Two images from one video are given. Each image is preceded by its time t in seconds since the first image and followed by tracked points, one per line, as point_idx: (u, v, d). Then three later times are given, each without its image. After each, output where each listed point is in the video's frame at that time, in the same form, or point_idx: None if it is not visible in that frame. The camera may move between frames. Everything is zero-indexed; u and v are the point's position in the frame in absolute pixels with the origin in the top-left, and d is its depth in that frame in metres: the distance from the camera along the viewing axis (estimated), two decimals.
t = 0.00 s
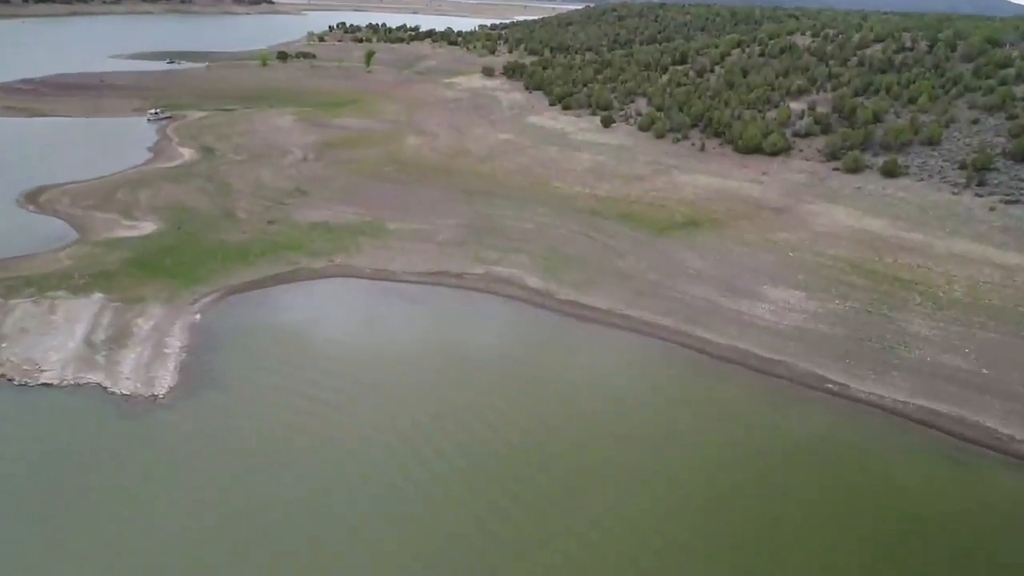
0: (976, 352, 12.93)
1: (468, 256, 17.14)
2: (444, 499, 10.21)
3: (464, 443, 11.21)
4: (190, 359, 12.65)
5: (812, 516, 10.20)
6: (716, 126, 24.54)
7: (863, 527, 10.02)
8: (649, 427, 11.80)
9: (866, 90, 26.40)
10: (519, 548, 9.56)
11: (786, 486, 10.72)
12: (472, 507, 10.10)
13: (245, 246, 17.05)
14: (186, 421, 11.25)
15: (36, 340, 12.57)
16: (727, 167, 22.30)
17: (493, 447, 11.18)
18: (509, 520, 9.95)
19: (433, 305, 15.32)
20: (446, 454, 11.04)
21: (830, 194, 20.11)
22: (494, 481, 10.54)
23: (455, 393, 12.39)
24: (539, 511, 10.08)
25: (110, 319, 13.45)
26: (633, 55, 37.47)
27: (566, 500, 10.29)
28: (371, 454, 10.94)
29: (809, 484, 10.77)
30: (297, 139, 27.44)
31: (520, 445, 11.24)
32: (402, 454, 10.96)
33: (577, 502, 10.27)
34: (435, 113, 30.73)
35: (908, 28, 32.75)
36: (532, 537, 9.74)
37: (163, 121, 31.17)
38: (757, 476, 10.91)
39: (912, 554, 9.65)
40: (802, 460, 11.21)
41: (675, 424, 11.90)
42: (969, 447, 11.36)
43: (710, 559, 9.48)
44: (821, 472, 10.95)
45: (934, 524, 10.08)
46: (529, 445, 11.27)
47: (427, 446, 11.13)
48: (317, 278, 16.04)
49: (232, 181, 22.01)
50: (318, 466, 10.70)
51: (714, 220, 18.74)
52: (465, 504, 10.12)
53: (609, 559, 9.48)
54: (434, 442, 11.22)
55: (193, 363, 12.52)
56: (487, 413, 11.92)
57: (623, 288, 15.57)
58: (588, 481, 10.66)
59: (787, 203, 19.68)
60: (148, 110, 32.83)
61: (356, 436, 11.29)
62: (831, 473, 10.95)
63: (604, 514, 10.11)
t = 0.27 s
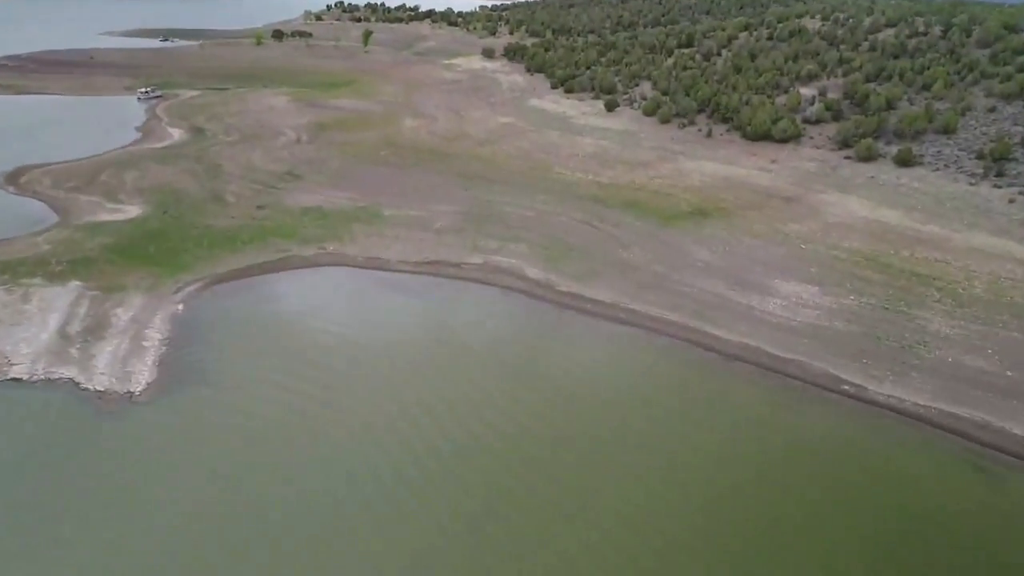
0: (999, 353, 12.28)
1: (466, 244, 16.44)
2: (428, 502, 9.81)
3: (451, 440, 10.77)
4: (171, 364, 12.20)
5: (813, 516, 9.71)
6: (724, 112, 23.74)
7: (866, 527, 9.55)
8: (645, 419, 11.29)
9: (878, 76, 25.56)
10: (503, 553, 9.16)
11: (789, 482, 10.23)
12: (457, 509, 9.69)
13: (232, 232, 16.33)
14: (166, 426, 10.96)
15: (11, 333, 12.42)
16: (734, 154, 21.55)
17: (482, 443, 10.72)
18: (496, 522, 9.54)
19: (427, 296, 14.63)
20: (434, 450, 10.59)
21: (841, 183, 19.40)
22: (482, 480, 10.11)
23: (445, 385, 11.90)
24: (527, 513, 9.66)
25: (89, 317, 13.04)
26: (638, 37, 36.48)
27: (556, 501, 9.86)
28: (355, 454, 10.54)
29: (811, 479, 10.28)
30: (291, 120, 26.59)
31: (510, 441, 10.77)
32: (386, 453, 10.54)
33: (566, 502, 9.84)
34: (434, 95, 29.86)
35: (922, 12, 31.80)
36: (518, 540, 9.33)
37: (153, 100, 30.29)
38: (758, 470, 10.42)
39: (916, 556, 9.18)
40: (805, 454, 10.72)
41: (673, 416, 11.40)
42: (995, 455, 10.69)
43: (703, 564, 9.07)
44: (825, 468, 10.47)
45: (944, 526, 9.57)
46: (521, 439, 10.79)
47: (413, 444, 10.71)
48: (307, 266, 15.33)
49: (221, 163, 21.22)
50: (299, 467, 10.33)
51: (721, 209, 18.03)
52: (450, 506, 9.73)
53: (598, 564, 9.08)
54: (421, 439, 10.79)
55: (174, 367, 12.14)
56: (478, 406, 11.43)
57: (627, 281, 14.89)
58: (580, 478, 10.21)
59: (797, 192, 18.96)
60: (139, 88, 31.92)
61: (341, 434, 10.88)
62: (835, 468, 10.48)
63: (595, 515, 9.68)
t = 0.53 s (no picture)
0: (1020, 357, 11.70)
1: (462, 235, 15.82)
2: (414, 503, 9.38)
3: (440, 438, 10.32)
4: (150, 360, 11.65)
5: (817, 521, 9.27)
6: (730, 100, 23.04)
7: (869, 533, 9.14)
8: (643, 416, 10.85)
9: (888, 65, 24.86)
10: (487, 557, 8.75)
11: (791, 484, 9.80)
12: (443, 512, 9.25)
13: (219, 221, 15.67)
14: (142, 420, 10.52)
15: None
16: (740, 144, 20.92)
17: (471, 442, 10.28)
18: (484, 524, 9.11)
19: (420, 290, 14.00)
20: (421, 449, 10.14)
21: (851, 175, 18.79)
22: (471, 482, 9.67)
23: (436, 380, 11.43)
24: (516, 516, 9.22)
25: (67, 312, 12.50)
26: (641, 22, 35.64)
27: (547, 502, 9.43)
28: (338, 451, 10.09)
29: (814, 481, 9.86)
30: (284, 104, 25.81)
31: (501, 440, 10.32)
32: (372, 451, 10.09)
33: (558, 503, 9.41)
34: (432, 80, 29.11)
35: None
36: (506, 544, 8.90)
37: (144, 82, 29.51)
38: (759, 471, 9.99)
39: (921, 565, 8.77)
40: (808, 455, 10.29)
41: (673, 413, 10.94)
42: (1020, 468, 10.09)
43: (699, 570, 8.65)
44: (827, 469, 10.05)
45: (952, 534, 9.14)
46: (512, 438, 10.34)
47: (400, 442, 10.26)
48: (296, 257, 14.69)
49: (211, 148, 20.51)
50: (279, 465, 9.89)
51: (728, 201, 17.40)
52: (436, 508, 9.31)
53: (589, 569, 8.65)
54: (409, 437, 10.33)
55: (153, 361, 11.63)
56: (469, 403, 10.97)
57: (630, 277, 14.28)
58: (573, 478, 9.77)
59: (805, 184, 18.35)
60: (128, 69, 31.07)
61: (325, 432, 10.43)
62: (838, 469, 10.06)
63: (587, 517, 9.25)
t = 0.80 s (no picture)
0: None
1: (459, 231, 15.26)
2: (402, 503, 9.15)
3: (433, 435, 10.04)
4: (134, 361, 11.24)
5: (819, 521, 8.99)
6: (735, 91, 22.42)
7: (872, 533, 8.87)
8: (644, 412, 10.52)
9: (898, 57, 24.24)
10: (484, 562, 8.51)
11: (794, 481, 9.49)
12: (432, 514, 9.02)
13: (208, 213, 15.09)
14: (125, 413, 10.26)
15: None
16: (746, 136, 20.35)
17: (465, 439, 9.99)
18: (473, 527, 8.88)
19: (417, 288, 13.45)
20: (412, 446, 9.85)
21: (860, 170, 18.25)
22: (463, 481, 9.42)
23: (431, 375, 11.10)
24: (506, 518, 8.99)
25: (45, 312, 12.04)
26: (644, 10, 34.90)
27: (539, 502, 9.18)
28: (326, 446, 9.83)
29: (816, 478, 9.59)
30: (277, 92, 25.15)
31: (494, 437, 10.03)
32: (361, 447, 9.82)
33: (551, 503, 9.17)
34: (429, 68, 28.43)
35: None
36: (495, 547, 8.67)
37: (134, 68, 28.80)
38: (761, 467, 9.70)
39: (925, 566, 8.51)
40: (810, 452, 10.00)
41: (675, 410, 10.61)
42: None
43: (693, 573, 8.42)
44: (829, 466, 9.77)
45: (956, 537, 8.85)
46: (507, 435, 10.05)
47: (391, 438, 9.98)
48: (288, 253, 14.12)
49: (201, 137, 19.88)
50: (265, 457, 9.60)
51: (734, 197, 16.84)
52: (424, 508, 9.08)
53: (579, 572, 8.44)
54: (400, 435, 10.04)
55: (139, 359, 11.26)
56: (464, 398, 10.65)
57: (635, 275, 13.72)
58: (568, 476, 9.52)
59: (814, 179, 17.79)
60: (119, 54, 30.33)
61: (314, 423, 10.12)
62: (842, 467, 9.76)
63: (580, 518, 9.00)
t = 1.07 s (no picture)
0: None
1: (455, 227, 14.57)
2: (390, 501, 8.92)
3: (424, 431, 9.81)
4: (116, 360, 10.94)
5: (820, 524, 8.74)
6: (742, 82, 21.67)
7: (873, 534, 8.65)
8: (640, 407, 10.26)
9: (910, 48, 23.49)
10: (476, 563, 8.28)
11: (793, 481, 9.25)
12: (422, 513, 8.80)
13: (191, 206, 14.38)
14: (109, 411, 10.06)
15: None
16: (753, 129, 19.64)
17: (456, 437, 9.74)
18: (463, 526, 8.67)
19: (410, 288, 12.73)
20: (401, 443, 9.61)
21: (872, 166, 17.58)
22: (454, 479, 9.21)
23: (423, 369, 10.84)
24: (497, 518, 8.76)
25: (11, 314, 11.51)
26: None
27: (532, 500, 8.97)
28: (314, 441, 9.58)
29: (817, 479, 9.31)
30: (269, 78, 24.33)
31: (485, 436, 9.77)
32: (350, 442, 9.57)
33: (544, 502, 8.95)
34: (427, 54, 27.59)
35: None
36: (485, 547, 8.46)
37: (122, 51, 27.92)
38: (759, 465, 9.45)
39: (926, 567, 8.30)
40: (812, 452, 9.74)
41: (673, 407, 10.34)
42: None
43: (688, 574, 8.20)
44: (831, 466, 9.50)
45: (957, 537, 8.64)
46: (500, 431, 9.83)
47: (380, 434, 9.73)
48: (274, 250, 13.40)
49: (187, 125, 19.11)
50: (251, 454, 9.38)
51: (742, 194, 16.16)
52: (413, 507, 8.85)
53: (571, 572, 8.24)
54: (390, 430, 9.79)
55: (123, 357, 10.99)
56: (457, 394, 10.40)
57: (641, 275, 13.00)
58: (562, 473, 9.29)
59: (825, 176, 17.10)
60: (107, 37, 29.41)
61: (302, 418, 9.88)
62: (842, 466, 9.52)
63: (573, 517, 8.78)
